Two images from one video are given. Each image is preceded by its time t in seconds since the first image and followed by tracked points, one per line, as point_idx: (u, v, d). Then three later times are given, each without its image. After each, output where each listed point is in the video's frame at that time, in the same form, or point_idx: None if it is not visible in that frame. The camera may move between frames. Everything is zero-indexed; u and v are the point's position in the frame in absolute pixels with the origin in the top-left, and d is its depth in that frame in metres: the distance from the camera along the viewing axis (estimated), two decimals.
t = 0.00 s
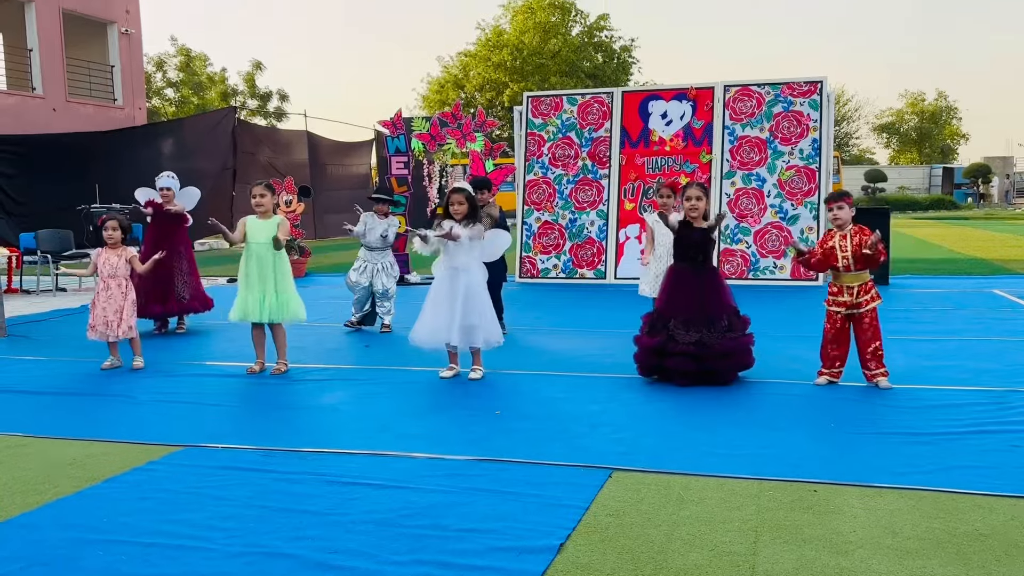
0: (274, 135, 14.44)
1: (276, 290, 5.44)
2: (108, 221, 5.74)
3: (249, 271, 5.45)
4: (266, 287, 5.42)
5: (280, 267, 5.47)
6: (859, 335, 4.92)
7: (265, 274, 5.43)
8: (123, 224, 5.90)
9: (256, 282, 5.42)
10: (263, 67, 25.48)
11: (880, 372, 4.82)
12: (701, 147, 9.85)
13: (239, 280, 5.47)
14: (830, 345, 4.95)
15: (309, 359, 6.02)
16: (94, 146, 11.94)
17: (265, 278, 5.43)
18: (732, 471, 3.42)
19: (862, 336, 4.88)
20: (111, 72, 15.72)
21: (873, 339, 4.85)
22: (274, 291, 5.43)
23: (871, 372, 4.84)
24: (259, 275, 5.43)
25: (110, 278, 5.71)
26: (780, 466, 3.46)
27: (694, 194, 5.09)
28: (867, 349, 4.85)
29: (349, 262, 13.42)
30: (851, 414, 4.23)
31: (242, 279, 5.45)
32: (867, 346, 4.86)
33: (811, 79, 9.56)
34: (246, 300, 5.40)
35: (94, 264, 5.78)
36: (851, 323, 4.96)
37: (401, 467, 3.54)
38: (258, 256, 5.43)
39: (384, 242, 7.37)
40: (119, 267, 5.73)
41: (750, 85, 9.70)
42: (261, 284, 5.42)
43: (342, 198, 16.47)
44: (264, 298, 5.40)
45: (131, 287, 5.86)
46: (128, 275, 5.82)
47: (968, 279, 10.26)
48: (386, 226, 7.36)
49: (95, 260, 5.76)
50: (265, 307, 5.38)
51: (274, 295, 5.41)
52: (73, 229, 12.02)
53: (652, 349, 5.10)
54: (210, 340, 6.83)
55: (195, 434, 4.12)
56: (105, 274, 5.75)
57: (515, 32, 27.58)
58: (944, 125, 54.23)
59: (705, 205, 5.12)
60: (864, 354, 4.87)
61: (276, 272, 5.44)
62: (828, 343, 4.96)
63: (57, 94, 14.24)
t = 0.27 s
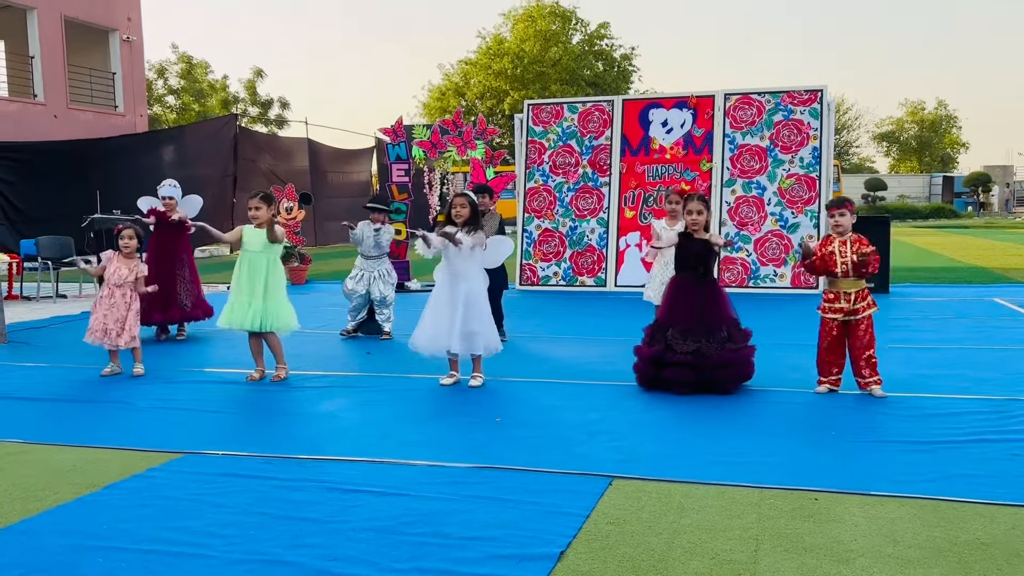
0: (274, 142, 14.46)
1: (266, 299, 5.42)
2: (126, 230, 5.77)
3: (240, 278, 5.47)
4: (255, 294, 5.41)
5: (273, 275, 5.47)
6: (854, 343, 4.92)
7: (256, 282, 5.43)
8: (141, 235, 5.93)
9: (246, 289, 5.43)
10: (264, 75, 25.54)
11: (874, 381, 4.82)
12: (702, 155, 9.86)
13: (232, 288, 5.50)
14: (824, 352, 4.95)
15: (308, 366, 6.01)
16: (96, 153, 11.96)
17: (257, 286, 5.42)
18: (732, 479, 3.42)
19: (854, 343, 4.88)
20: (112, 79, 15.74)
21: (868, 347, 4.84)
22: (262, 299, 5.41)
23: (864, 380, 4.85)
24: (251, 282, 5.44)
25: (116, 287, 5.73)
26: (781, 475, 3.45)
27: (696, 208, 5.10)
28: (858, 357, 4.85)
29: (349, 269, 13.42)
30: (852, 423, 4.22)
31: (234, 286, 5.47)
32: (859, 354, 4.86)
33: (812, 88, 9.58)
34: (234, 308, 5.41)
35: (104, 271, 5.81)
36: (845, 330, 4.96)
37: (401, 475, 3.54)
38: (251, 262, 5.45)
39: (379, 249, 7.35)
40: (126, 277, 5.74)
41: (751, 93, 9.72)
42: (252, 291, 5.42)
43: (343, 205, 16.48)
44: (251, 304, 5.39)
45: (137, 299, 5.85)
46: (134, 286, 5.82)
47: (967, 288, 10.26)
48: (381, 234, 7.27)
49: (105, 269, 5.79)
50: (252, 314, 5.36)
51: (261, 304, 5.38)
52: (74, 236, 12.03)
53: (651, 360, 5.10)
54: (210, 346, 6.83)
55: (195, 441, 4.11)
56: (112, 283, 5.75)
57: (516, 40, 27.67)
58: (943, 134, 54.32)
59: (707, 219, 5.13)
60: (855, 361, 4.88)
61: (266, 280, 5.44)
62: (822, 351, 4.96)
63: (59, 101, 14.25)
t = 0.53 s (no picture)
0: (274, 149, 14.47)
1: (275, 302, 5.43)
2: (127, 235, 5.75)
3: (248, 282, 5.46)
4: (263, 298, 5.41)
5: (281, 277, 5.46)
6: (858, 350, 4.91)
7: (265, 286, 5.42)
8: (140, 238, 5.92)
9: (254, 293, 5.43)
10: (264, 81, 25.60)
11: (874, 388, 4.82)
12: (701, 162, 9.87)
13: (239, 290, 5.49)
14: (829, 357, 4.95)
15: (308, 372, 6.01)
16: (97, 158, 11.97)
17: (267, 291, 5.42)
18: (732, 486, 3.41)
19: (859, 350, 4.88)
20: (113, 85, 15.76)
21: (873, 356, 4.84)
22: (271, 303, 5.41)
23: (864, 388, 4.85)
24: (258, 286, 5.43)
25: (121, 293, 5.72)
26: (780, 481, 3.45)
27: (696, 215, 5.13)
28: (864, 364, 4.85)
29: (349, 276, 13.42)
30: (852, 429, 4.22)
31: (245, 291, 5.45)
32: (863, 361, 4.86)
33: (811, 95, 9.60)
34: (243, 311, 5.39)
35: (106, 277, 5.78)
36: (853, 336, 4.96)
37: (400, 481, 3.53)
38: (260, 266, 5.44)
39: (362, 254, 7.38)
40: (130, 283, 5.76)
41: (750, 100, 9.74)
42: (260, 295, 5.42)
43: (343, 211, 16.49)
44: (259, 308, 5.39)
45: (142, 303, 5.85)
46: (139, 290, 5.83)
47: (967, 295, 10.27)
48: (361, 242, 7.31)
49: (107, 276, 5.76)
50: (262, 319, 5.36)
51: (270, 307, 5.39)
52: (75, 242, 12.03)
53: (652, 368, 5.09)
54: (210, 352, 6.83)
55: (195, 447, 4.11)
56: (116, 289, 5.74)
57: (515, 47, 27.75)
58: (943, 141, 54.42)
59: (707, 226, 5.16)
60: (859, 368, 4.87)
61: (275, 284, 5.43)
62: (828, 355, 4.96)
63: (59, 108, 14.27)
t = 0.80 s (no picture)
0: (274, 154, 14.48)
1: (268, 306, 5.43)
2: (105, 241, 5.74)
3: (241, 287, 5.47)
4: (257, 301, 5.42)
5: (274, 280, 5.46)
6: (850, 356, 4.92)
7: (257, 289, 5.44)
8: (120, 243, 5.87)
9: (248, 298, 5.44)
10: (263, 86, 25.64)
11: (871, 393, 4.82)
12: (699, 167, 9.88)
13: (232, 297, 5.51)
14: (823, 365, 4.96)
15: (307, 378, 6.01)
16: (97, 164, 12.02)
17: (258, 295, 5.43)
18: (730, 491, 3.41)
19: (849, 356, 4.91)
20: (112, 91, 15.78)
21: (864, 361, 4.86)
22: (263, 308, 5.42)
23: (862, 393, 4.85)
24: (252, 291, 5.44)
25: (117, 297, 5.70)
26: (778, 486, 3.45)
27: (693, 218, 5.11)
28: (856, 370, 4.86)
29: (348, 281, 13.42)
30: (851, 434, 4.23)
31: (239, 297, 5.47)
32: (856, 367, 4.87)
33: (809, 100, 9.63)
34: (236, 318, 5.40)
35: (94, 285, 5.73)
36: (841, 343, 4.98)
37: (399, 486, 3.53)
38: (251, 270, 5.46)
39: (373, 261, 7.37)
40: (122, 285, 5.74)
41: (748, 105, 9.76)
42: (252, 300, 5.43)
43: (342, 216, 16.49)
44: (252, 313, 5.40)
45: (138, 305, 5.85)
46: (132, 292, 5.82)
47: (966, 299, 10.27)
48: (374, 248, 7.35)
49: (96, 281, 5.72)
50: (255, 324, 5.37)
51: (263, 312, 5.39)
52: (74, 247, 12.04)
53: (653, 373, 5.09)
54: (209, 358, 6.82)
55: (194, 453, 4.11)
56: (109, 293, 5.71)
57: (515, 52, 27.82)
58: (942, 145, 54.49)
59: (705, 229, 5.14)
60: (854, 374, 4.88)
61: (268, 287, 5.44)
62: (819, 363, 4.96)
63: (59, 113, 14.28)
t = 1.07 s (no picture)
0: (273, 159, 14.49)
1: (263, 314, 5.43)
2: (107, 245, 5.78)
3: (237, 293, 5.47)
4: (252, 308, 5.42)
5: (271, 290, 5.47)
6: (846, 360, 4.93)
7: (254, 297, 5.43)
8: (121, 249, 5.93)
9: (243, 305, 5.44)
10: (262, 91, 25.66)
11: (868, 395, 4.83)
12: (698, 171, 9.90)
13: (228, 302, 5.51)
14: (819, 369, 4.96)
15: (306, 383, 6.00)
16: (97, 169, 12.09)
17: (254, 303, 5.43)
18: (729, 496, 3.41)
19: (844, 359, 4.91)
20: (112, 96, 15.79)
21: (860, 363, 4.87)
22: (259, 315, 5.41)
23: (859, 396, 4.85)
24: (248, 297, 5.44)
25: (113, 301, 5.71)
26: (777, 491, 3.45)
27: (694, 218, 5.10)
28: (853, 373, 4.87)
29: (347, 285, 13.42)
30: (850, 438, 4.23)
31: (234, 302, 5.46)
32: (853, 369, 4.88)
33: (808, 104, 9.65)
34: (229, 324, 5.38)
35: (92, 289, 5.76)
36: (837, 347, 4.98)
37: (398, 491, 3.53)
38: (247, 278, 5.44)
39: (383, 266, 7.36)
40: (120, 289, 5.77)
41: (747, 110, 9.78)
42: (249, 307, 5.43)
43: (342, 221, 16.50)
44: (247, 319, 5.39)
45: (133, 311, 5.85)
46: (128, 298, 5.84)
47: (965, 303, 10.27)
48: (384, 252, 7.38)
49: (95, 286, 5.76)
50: (250, 332, 5.36)
51: (258, 320, 5.39)
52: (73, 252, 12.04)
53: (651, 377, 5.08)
54: (208, 363, 6.82)
55: (193, 458, 4.10)
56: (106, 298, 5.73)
57: (513, 57, 27.86)
58: (940, 149, 54.53)
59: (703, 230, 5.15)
60: (851, 376, 4.89)
61: (264, 295, 5.44)
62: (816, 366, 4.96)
63: (58, 118, 14.29)
